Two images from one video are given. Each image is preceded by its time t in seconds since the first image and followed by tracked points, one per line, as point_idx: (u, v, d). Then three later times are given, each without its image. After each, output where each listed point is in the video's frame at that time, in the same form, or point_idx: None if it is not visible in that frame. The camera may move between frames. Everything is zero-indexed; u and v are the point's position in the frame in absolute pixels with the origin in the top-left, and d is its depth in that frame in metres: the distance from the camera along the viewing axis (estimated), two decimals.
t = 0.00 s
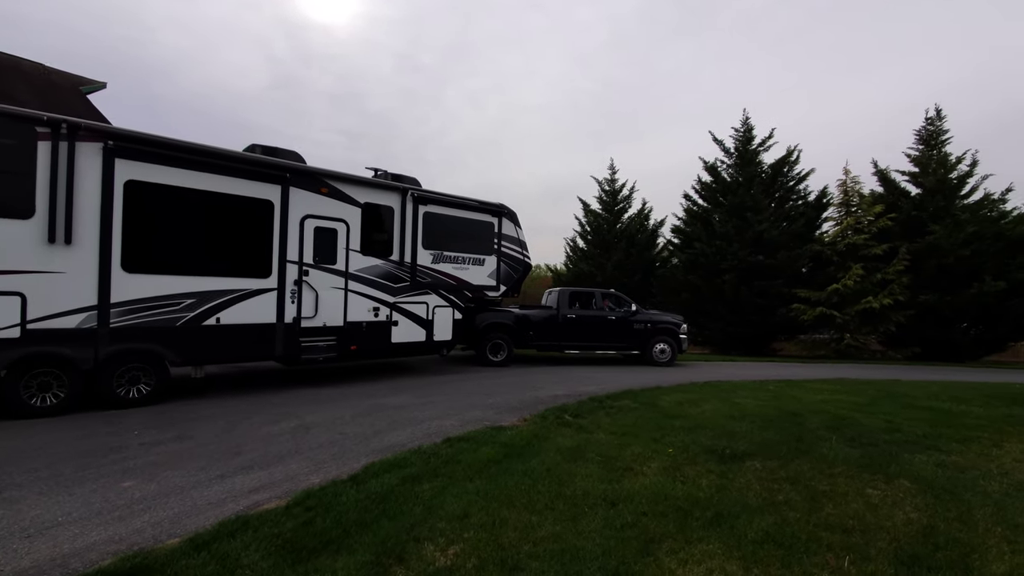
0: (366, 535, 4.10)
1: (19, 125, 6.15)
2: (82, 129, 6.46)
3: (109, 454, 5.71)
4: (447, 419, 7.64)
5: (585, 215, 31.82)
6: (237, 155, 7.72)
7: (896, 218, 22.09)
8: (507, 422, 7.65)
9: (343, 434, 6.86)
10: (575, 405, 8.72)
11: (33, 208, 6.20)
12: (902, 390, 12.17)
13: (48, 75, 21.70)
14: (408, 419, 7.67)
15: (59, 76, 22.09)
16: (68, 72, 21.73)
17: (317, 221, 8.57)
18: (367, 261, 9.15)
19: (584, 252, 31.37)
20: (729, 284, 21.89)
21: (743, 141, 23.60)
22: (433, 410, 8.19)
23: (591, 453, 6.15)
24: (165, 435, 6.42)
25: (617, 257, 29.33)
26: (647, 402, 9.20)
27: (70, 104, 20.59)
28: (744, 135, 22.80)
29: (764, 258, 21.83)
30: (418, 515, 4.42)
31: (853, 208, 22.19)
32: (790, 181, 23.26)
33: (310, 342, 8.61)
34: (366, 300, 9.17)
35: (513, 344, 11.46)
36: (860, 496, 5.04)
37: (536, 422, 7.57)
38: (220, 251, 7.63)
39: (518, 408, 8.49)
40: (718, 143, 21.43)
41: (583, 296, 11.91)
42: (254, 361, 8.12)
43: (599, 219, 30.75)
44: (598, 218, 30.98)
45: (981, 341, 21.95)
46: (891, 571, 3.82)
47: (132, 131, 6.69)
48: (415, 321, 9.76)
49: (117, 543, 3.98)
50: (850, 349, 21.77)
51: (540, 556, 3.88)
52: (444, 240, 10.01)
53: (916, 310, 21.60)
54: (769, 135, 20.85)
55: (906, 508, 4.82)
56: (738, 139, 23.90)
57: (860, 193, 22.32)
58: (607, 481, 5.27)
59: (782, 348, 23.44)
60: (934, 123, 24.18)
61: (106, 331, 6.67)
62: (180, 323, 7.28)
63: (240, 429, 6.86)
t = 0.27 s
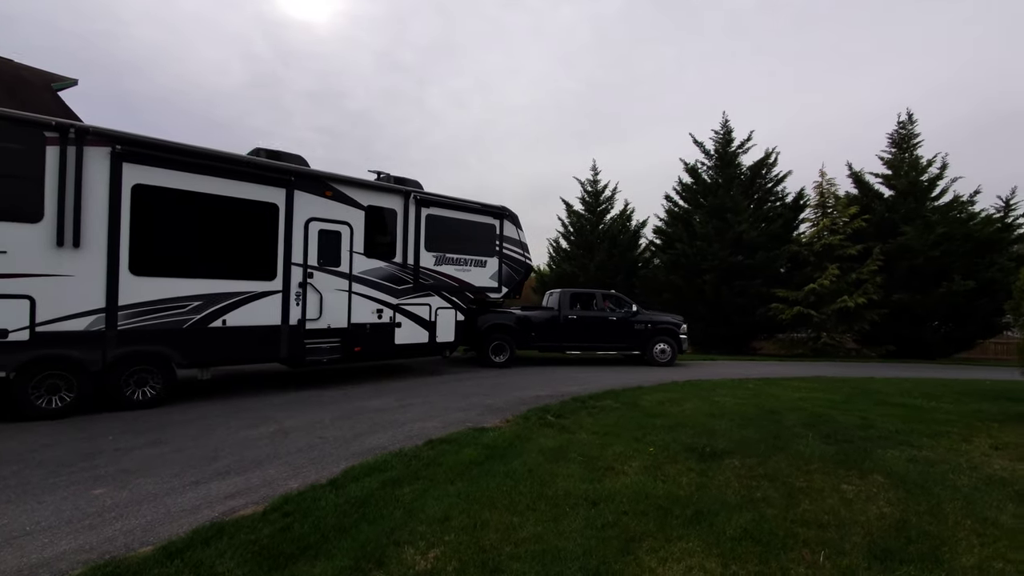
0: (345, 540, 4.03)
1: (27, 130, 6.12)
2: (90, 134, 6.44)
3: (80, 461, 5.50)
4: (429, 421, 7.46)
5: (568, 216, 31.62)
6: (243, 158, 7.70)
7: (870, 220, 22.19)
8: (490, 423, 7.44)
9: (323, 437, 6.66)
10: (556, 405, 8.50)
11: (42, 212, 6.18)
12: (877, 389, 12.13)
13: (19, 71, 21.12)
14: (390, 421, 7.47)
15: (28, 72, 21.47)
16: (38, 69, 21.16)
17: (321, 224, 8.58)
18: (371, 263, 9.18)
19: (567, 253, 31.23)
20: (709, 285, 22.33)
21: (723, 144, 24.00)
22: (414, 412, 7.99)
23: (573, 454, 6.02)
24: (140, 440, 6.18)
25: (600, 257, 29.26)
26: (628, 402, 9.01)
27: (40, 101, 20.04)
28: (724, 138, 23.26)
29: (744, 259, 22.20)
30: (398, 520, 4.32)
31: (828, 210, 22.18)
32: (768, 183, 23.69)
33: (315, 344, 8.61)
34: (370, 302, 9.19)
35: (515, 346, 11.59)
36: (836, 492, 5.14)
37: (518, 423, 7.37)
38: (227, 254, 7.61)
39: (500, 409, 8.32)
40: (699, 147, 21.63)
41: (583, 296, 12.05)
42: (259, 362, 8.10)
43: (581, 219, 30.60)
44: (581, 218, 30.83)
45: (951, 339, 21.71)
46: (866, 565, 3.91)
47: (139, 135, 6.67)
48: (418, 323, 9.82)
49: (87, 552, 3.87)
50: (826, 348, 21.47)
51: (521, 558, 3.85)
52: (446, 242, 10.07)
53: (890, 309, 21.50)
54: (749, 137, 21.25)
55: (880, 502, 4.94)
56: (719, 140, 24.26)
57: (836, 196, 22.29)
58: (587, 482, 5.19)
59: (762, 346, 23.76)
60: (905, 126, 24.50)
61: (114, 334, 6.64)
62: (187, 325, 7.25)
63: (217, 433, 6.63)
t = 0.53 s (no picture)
0: (326, 544, 3.84)
1: (37, 136, 6.07)
2: (99, 139, 6.40)
3: (50, 469, 5.25)
4: (412, 423, 7.22)
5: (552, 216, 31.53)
6: (250, 162, 7.68)
7: (845, 220, 22.49)
8: (473, 424, 7.22)
9: (304, 441, 6.42)
10: (540, 406, 8.30)
11: (52, 215, 6.15)
12: (851, 385, 12.32)
13: None
14: (374, 424, 7.23)
15: None
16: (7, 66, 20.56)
17: (326, 227, 8.58)
18: (375, 265, 9.21)
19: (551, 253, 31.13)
20: (691, 285, 22.67)
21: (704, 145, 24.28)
22: (398, 414, 7.76)
23: (555, 454, 5.80)
24: (114, 447, 5.92)
25: (583, 257, 29.18)
26: (612, 401, 8.82)
27: (8, 99, 19.46)
28: (705, 139, 23.58)
29: (723, 259, 22.64)
30: (379, 523, 4.14)
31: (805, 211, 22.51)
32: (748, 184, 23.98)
33: (322, 345, 8.62)
34: (374, 303, 9.22)
35: (519, 346, 11.71)
36: (812, 487, 4.87)
37: (502, 424, 7.16)
38: (234, 257, 7.57)
39: (483, 410, 8.10)
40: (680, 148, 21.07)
41: (586, 297, 12.19)
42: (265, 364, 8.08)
43: (564, 220, 30.52)
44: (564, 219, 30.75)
45: (924, 335, 22.26)
46: (841, 557, 3.69)
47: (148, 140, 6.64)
48: (421, 324, 9.87)
49: (58, 563, 3.69)
50: (804, 346, 21.81)
51: (503, 560, 3.63)
52: (449, 245, 10.13)
53: (866, 307, 22.00)
54: (727, 138, 20.80)
55: (854, 496, 4.67)
56: (700, 142, 24.53)
57: (813, 196, 22.60)
58: (572, 481, 5.00)
59: (743, 344, 24.03)
60: (878, 129, 24.47)
61: (124, 336, 6.62)
62: (195, 328, 7.21)
63: (194, 437, 6.37)
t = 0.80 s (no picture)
0: (313, 548, 3.77)
1: (58, 143, 6.07)
2: (119, 146, 6.42)
3: (30, 475, 5.09)
4: (400, 424, 7.09)
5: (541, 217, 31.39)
6: (265, 167, 7.68)
7: (830, 220, 22.84)
8: (462, 425, 7.12)
9: (291, 443, 6.27)
10: (529, 406, 8.22)
11: (73, 220, 6.17)
12: (835, 382, 12.56)
13: None
14: (362, 426, 7.08)
15: None
16: None
17: (339, 230, 8.59)
18: (387, 266, 9.25)
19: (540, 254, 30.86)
20: (679, 285, 22.94)
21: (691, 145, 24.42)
22: (387, 415, 7.62)
23: (544, 454, 5.73)
24: (97, 451, 5.75)
25: (572, 257, 28.90)
26: (601, 401, 8.78)
27: None
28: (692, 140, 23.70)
29: (710, 258, 22.83)
30: (367, 526, 4.05)
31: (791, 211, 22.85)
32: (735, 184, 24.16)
33: (335, 347, 8.64)
34: (386, 305, 9.25)
35: (528, 347, 11.82)
36: (797, 484, 4.85)
37: (490, 424, 7.06)
38: (250, 260, 7.58)
39: (472, 411, 8.00)
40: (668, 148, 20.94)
41: (595, 297, 12.33)
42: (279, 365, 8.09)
43: (553, 220, 30.30)
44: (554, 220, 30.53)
45: (907, 333, 22.78)
46: (827, 553, 3.69)
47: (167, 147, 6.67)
48: (432, 325, 9.92)
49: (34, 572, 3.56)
50: (791, 344, 21.89)
51: (492, 561, 3.60)
52: (458, 247, 10.20)
53: (851, 306, 22.25)
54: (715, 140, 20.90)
55: (840, 494, 4.65)
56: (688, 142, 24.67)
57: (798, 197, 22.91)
58: (560, 481, 4.94)
59: (732, 343, 24.16)
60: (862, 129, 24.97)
61: (143, 338, 6.64)
62: (212, 329, 7.22)
63: (180, 440, 6.20)
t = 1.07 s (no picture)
0: (302, 552, 3.58)
1: (84, 149, 6.11)
2: (143, 153, 6.47)
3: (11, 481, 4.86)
4: (390, 426, 6.88)
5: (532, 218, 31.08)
6: (282, 171, 7.73)
7: (817, 220, 23.18)
8: (451, 427, 6.95)
9: (280, 446, 6.04)
10: (519, 406, 8.05)
11: (99, 224, 6.21)
12: (823, 381, 12.70)
13: None
14: (352, 427, 6.85)
15: None
16: None
17: (354, 233, 8.64)
18: (400, 268, 9.32)
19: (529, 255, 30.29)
20: (670, 285, 23.14)
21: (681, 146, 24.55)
22: (378, 417, 7.41)
23: (536, 454, 5.58)
24: (82, 456, 5.52)
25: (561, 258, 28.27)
26: (592, 401, 8.65)
27: None
28: (681, 141, 23.82)
29: (700, 258, 23.02)
30: (355, 529, 3.86)
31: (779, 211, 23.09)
32: (724, 185, 24.31)
33: (350, 348, 8.70)
34: (399, 306, 9.32)
35: (539, 347, 11.95)
36: (786, 482, 4.71)
37: (481, 425, 6.88)
38: (269, 263, 7.63)
39: (462, 412, 7.84)
40: (656, 148, 20.88)
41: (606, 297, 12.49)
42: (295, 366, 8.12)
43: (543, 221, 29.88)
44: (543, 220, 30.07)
45: (894, 332, 23.04)
46: (814, 551, 3.58)
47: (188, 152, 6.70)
48: (444, 326, 10.01)
49: None
50: (780, 343, 22.14)
51: (481, 563, 3.45)
52: (470, 249, 10.31)
53: (839, 305, 22.58)
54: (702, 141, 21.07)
55: (829, 491, 4.52)
56: (678, 143, 24.80)
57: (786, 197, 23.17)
58: (549, 482, 4.77)
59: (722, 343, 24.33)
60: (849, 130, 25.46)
61: (167, 339, 6.69)
62: (232, 331, 7.26)
63: (168, 443, 5.97)
